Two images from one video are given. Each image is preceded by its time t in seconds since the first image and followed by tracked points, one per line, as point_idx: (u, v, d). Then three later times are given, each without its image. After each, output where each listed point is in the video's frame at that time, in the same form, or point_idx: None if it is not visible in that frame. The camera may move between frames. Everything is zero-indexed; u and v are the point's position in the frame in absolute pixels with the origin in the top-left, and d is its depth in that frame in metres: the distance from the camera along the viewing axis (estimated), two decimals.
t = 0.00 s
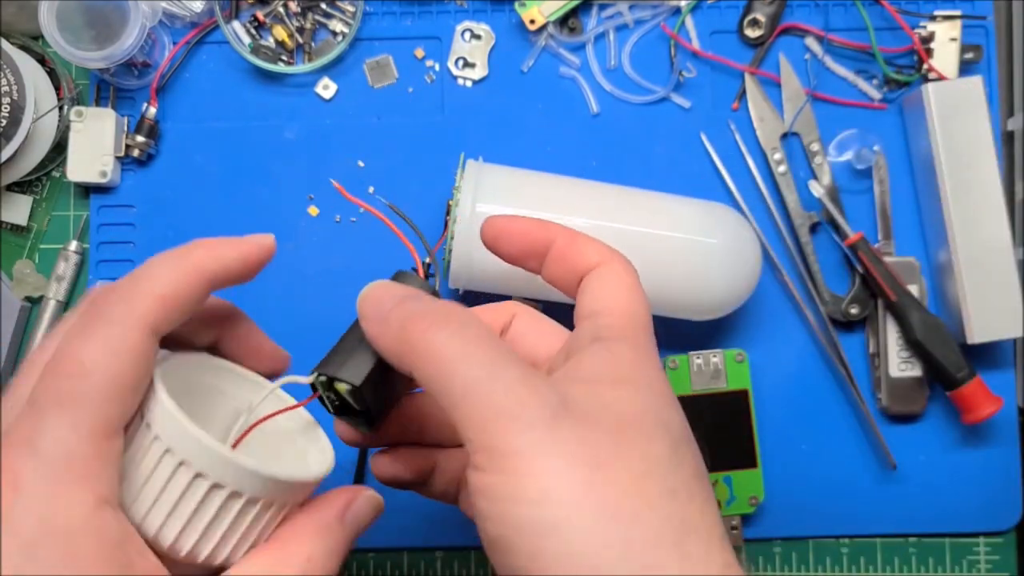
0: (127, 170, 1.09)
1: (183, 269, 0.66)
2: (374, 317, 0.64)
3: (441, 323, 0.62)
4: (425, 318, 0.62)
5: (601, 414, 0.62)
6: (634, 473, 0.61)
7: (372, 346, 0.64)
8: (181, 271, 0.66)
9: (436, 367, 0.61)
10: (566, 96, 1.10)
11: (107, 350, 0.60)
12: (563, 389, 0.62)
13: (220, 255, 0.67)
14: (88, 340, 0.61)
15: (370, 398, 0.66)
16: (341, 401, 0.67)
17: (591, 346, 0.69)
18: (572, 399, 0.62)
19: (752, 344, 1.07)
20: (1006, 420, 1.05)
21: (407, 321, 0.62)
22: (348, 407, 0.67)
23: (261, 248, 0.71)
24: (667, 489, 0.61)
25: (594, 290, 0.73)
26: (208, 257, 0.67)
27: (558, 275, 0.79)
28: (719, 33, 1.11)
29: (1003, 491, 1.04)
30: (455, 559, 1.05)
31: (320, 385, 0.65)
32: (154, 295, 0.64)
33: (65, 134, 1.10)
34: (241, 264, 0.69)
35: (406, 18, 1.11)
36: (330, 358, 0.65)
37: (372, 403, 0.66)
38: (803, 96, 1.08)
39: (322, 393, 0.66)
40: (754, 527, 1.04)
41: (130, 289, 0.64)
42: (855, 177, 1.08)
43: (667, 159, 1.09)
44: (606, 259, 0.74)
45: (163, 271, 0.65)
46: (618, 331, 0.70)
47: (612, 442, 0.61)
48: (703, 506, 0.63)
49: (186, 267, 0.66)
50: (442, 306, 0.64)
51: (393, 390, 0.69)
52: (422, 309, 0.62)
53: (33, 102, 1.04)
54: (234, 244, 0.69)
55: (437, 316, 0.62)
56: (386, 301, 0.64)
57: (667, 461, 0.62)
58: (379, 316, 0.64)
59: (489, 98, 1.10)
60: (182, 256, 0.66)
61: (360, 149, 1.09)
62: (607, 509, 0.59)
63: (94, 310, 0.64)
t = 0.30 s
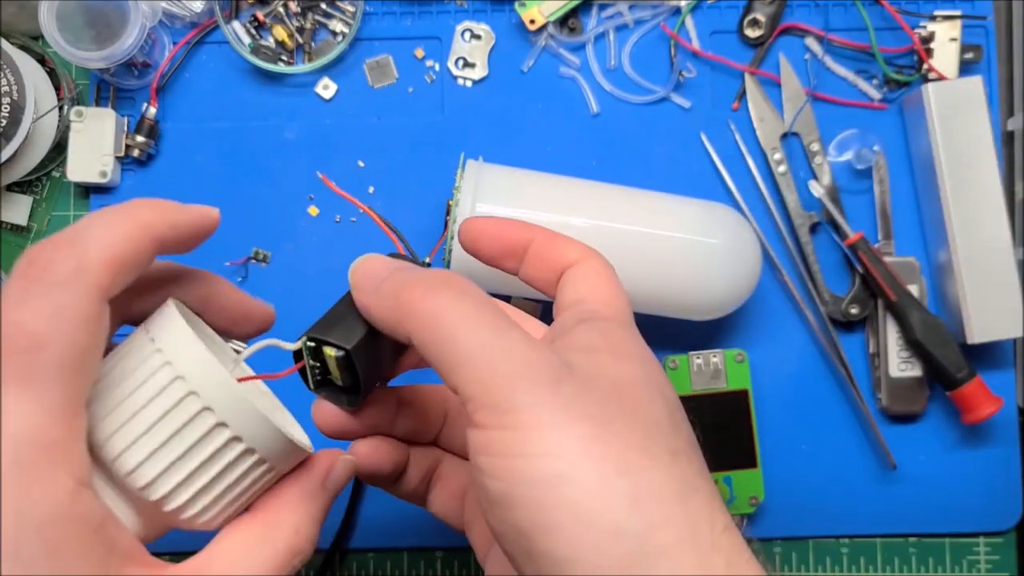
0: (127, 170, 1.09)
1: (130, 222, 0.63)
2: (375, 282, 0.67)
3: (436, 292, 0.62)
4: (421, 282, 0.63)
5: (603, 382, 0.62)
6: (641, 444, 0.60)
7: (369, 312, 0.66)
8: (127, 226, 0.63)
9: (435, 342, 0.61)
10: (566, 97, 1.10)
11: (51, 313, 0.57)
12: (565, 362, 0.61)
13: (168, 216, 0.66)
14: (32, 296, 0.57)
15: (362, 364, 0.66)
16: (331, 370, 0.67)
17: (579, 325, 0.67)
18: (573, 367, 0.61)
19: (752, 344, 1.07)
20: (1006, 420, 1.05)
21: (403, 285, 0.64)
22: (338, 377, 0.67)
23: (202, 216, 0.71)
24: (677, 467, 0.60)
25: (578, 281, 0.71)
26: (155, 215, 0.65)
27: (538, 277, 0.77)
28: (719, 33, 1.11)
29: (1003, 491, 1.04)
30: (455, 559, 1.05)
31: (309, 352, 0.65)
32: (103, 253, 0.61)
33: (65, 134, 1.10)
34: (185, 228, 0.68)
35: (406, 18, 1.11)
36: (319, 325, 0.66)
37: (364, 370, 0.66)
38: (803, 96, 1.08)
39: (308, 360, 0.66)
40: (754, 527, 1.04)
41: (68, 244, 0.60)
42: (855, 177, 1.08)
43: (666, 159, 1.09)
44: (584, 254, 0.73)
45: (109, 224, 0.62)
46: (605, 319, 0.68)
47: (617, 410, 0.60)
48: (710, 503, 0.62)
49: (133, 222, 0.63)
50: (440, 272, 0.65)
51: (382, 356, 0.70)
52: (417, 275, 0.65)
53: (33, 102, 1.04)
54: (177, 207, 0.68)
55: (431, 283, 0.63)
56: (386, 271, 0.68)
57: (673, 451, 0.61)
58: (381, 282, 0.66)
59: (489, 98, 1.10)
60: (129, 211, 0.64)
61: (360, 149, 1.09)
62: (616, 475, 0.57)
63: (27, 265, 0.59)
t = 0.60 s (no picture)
0: (127, 170, 1.09)
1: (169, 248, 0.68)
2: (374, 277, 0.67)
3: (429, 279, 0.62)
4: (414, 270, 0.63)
5: (599, 377, 0.62)
6: (641, 441, 0.59)
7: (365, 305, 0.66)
8: (168, 253, 0.68)
9: (431, 336, 0.60)
10: (566, 97, 1.10)
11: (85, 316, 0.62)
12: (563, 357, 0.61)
13: (205, 245, 0.71)
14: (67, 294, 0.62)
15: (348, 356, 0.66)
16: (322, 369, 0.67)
17: (576, 315, 0.67)
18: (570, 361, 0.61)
19: (752, 345, 1.07)
20: (1006, 420, 1.04)
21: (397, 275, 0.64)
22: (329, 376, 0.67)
23: (245, 252, 0.76)
24: (674, 463, 0.60)
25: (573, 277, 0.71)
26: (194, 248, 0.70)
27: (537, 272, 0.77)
28: (719, 33, 1.11)
29: (1003, 491, 1.04)
30: (455, 559, 1.05)
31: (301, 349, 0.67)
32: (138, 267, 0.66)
33: (65, 134, 1.10)
34: (223, 260, 0.72)
35: (406, 19, 1.11)
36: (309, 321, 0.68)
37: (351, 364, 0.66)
38: (802, 97, 1.08)
39: (301, 355, 0.68)
40: (754, 528, 1.04)
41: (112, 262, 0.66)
42: (855, 177, 1.08)
43: (666, 159, 1.09)
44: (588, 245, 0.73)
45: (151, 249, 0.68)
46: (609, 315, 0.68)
47: (616, 409, 0.60)
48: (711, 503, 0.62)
49: (174, 251, 0.69)
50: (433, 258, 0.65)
51: (383, 363, 0.69)
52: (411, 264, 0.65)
53: (33, 102, 1.04)
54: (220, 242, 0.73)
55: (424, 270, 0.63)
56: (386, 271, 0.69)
57: (671, 448, 0.61)
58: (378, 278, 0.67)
59: (489, 98, 1.10)
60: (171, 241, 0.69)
61: (360, 149, 1.09)
62: (616, 476, 0.57)
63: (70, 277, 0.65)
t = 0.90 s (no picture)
0: (127, 170, 1.09)
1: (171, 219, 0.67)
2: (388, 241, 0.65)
3: (435, 280, 0.62)
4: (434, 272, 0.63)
5: (599, 374, 0.62)
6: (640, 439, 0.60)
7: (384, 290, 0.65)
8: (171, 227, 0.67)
9: (451, 322, 0.63)
10: (566, 97, 1.10)
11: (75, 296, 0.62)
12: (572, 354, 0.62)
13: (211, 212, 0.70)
14: (67, 286, 0.61)
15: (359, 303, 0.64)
16: (338, 329, 0.64)
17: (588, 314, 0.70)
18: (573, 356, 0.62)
19: (752, 345, 1.07)
20: (1006, 420, 1.05)
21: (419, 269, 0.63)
22: (345, 332, 0.64)
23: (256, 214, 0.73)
24: (675, 460, 0.60)
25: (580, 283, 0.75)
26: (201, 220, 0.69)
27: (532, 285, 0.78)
28: (719, 33, 1.11)
29: (1003, 492, 1.04)
30: (455, 558, 1.05)
31: (311, 311, 0.64)
32: (138, 243, 0.66)
33: (65, 134, 1.10)
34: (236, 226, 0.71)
35: (406, 18, 1.11)
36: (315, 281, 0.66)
37: (365, 311, 0.64)
38: (803, 96, 1.08)
39: (320, 326, 0.65)
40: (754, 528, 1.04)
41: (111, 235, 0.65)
42: (855, 177, 1.08)
43: (666, 160, 1.09)
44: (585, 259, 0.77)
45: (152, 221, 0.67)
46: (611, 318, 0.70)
47: (617, 407, 0.61)
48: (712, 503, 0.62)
49: (176, 221, 0.68)
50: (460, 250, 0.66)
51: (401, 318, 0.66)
52: (435, 256, 0.64)
53: (33, 102, 1.04)
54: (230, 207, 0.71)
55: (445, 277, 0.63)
56: (403, 233, 0.65)
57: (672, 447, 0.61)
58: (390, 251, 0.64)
59: (489, 98, 1.10)
60: (174, 210, 0.68)
61: (360, 149, 1.09)
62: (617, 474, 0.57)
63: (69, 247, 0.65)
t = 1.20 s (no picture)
0: (127, 170, 1.09)
1: (182, 206, 0.68)
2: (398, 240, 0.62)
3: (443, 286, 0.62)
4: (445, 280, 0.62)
5: (601, 374, 0.62)
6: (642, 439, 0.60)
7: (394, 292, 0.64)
8: (182, 215, 0.68)
9: (456, 326, 0.62)
10: (566, 97, 1.10)
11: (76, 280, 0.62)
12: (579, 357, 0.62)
13: (222, 206, 0.70)
14: (70, 286, 0.61)
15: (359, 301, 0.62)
16: (343, 328, 0.63)
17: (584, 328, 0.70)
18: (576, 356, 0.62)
19: (753, 345, 1.07)
20: (1006, 420, 1.04)
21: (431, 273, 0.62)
22: (349, 330, 0.63)
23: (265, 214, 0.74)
24: (678, 460, 0.60)
25: (575, 296, 0.77)
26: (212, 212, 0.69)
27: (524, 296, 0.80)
28: (719, 33, 1.11)
29: (1003, 492, 1.04)
30: (455, 559, 1.05)
31: (314, 313, 0.64)
32: (144, 228, 0.66)
33: (65, 134, 1.10)
34: (243, 221, 0.72)
35: (406, 19, 1.11)
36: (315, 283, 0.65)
37: (368, 308, 0.62)
38: (802, 96, 1.08)
39: (324, 326, 0.64)
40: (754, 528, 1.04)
41: (120, 218, 0.66)
42: (855, 177, 1.08)
43: (666, 160, 1.09)
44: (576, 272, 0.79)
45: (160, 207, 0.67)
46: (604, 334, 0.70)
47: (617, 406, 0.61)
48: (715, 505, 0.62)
49: (185, 207, 0.68)
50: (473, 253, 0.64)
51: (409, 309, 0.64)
52: (449, 261, 0.62)
53: (34, 101, 1.04)
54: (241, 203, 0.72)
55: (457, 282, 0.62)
56: (416, 232, 0.62)
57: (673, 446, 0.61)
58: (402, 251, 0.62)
59: (489, 98, 1.10)
60: (186, 199, 0.69)
61: (360, 149, 1.09)
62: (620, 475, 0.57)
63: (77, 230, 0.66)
